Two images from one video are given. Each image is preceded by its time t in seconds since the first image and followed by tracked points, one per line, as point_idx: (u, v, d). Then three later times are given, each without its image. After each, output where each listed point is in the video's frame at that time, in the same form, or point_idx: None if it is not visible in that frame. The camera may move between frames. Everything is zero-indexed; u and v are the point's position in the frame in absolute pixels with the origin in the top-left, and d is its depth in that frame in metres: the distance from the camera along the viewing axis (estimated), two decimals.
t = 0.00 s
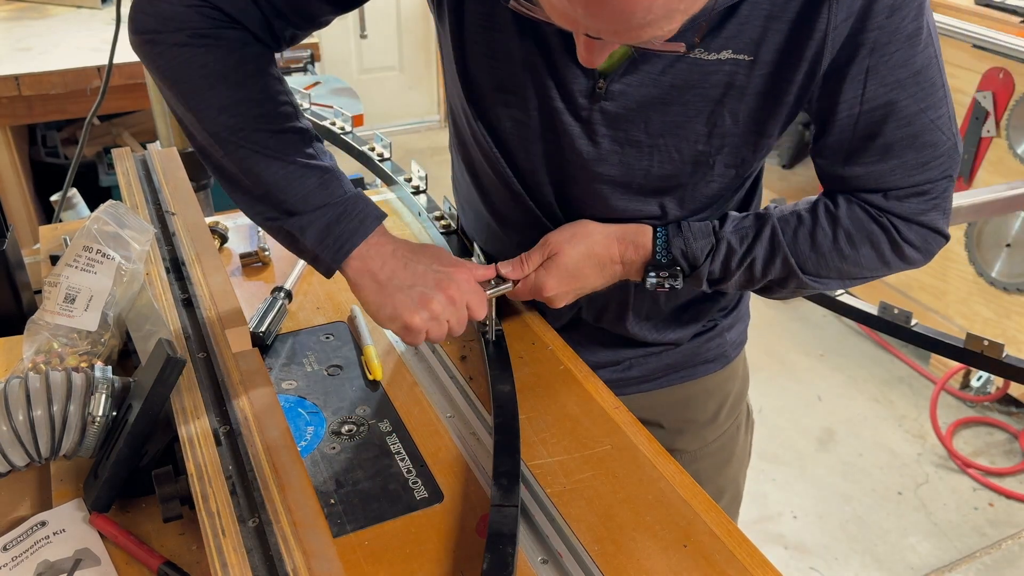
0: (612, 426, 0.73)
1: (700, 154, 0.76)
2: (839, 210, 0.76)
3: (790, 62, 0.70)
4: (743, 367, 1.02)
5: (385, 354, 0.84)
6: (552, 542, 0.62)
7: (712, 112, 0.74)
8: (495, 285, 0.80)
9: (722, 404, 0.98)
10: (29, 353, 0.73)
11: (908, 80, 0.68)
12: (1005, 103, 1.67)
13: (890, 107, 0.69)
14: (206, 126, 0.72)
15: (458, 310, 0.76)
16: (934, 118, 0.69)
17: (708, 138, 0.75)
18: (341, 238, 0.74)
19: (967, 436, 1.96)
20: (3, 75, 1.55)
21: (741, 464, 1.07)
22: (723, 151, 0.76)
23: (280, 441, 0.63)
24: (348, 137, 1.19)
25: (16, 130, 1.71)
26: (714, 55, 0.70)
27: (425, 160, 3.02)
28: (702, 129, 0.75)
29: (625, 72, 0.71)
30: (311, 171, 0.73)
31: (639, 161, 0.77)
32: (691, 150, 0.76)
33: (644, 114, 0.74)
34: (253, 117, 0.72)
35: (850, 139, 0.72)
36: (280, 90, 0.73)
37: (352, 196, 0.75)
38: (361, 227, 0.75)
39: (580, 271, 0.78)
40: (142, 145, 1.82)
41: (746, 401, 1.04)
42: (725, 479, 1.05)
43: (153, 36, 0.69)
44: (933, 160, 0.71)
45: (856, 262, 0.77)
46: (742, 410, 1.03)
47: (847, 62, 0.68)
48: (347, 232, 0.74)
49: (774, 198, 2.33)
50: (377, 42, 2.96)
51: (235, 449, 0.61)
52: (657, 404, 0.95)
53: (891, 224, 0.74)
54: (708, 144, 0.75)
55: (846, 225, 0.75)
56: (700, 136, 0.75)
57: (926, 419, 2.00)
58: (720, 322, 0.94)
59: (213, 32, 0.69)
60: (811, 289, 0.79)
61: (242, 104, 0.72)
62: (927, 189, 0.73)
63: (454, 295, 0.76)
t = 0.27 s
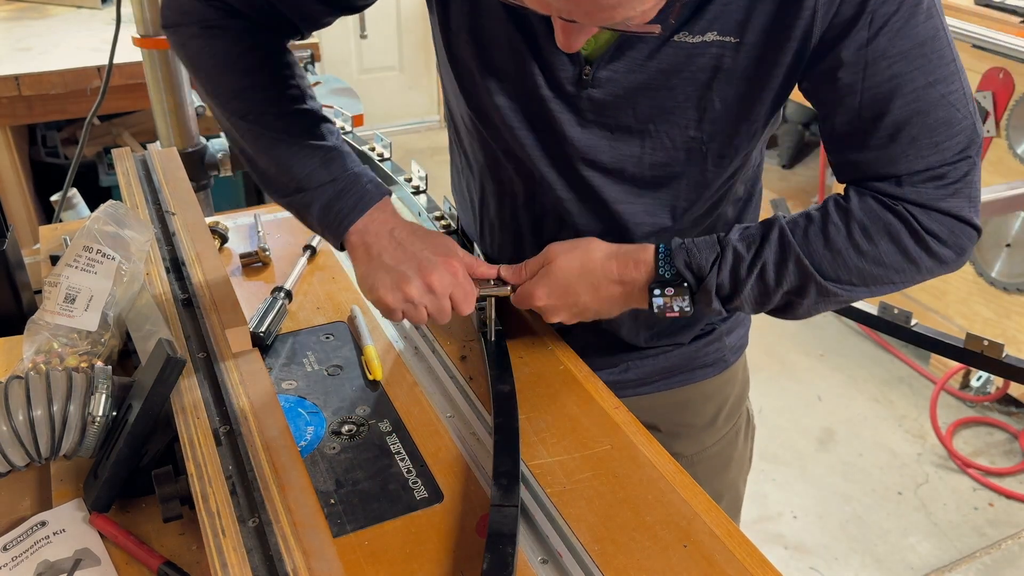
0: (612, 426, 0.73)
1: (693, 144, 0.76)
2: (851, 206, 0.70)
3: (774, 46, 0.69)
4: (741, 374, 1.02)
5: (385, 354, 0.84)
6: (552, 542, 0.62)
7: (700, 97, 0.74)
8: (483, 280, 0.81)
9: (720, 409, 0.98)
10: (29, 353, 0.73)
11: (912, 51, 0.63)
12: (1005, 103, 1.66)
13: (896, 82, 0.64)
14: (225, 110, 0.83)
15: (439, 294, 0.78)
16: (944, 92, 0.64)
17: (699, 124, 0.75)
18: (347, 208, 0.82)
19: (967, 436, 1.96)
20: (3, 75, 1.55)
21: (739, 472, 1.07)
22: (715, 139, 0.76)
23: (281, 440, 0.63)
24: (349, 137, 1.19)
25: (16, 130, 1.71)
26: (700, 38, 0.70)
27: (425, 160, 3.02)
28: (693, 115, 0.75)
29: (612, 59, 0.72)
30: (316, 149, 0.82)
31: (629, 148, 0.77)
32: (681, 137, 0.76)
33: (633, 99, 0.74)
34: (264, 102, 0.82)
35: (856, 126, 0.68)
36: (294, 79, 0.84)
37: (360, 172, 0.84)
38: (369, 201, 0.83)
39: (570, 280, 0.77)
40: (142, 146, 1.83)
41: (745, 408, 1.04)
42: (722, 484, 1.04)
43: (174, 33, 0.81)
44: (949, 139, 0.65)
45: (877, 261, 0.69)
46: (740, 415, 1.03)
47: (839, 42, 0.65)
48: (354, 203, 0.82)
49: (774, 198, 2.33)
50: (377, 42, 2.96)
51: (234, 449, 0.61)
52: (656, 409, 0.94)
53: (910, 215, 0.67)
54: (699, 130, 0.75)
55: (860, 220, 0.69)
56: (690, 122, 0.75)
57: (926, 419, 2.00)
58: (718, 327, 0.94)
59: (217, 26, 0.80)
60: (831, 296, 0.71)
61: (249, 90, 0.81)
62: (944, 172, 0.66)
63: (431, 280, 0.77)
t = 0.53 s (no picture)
0: (612, 426, 0.73)
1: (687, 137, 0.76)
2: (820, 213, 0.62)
3: (752, 24, 0.66)
4: (742, 378, 1.01)
5: (385, 354, 0.84)
6: (552, 542, 0.62)
7: (688, 86, 0.73)
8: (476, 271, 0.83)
9: (718, 414, 0.98)
10: (29, 353, 0.73)
11: (892, 29, 0.56)
12: (1005, 103, 1.66)
13: (872, 62, 0.57)
14: (292, 88, 0.95)
15: (431, 275, 0.82)
16: (926, 75, 0.56)
17: (691, 113, 0.74)
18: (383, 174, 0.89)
19: (967, 436, 1.96)
20: (3, 75, 1.55)
21: (738, 476, 1.07)
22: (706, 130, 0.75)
23: (281, 439, 0.63)
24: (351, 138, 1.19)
25: (16, 130, 1.71)
26: (685, 23, 0.69)
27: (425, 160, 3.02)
28: (682, 104, 0.74)
29: (602, 50, 0.73)
30: (358, 123, 0.91)
31: (619, 137, 0.77)
32: (673, 126, 0.75)
33: (622, 87, 0.74)
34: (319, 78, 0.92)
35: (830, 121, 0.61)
36: (348, 60, 0.93)
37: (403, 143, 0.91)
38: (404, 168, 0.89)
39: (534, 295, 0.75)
40: (142, 146, 1.83)
41: (745, 412, 1.04)
42: (722, 486, 1.05)
43: (253, 20, 0.94)
44: (930, 126, 0.57)
45: (854, 272, 0.60)
46: (739, 420, 1.03)
47: (810, 28, 0.61)
48: (388, 169, 0.89)
49: (774, 198, 2.33)
50: (377, 42, 2.96)
51: (235, 449, 0.61)
52: (652, 413, 0.94)
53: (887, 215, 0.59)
54: (691, 119, 0.75)
55: (830, 225, 0.61)
56: (680, 112, 0.74)
57: (927, 419, 2.00)
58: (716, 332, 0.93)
59: (282, 11, 0.90)
60: (807, 314, 0.61)
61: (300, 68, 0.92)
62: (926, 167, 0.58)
63: (422, 261, 0.81)
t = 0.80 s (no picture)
0: (612, 426, 0.73)
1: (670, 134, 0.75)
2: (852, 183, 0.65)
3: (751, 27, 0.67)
4: (739, 385, 1.01)
5: (386, 354, 0.84)
6: (552, 542, 0.62)
7: (672, 80, 0.73)
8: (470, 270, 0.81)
9: (714, 419, 0.98)
10: (29, 352, 0.73)
11: (898, 34, 0.60)
12: (1005, 103, 1.66)
13: (887, 58, 0.61)
14: (278, 90, 0.96)
15: (425, 276, 0.81)
16: (933, 72, 0.61)
17: (668, 109, 0.74)
18: (356, 170, 0.89)
19: (967, 436, 1.96)
20: (3, 75, 1.54)
21: (734, 483, 1.06)
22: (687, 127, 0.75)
23: (281, 440, 0.63)
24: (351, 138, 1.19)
25: (16, 130, 1.71)
26: (672, 17, 0.71)
27: (425, 160, 3.02)
28: (664, 98, 0.74)
29: (583, 34, 0.73)
30: (336, 123, 0.92)
31: (600, 130, 0.77)
32: (653, 122, 0.75)
33: (604, 77, 0.75)
34: (304, 80, 0.94)
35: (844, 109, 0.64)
36: (338, 65, 0.97)
37: (377, 146, 0.91)
38: (376, 165, 0.89)
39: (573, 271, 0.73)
40: (142, 146, 1.82)
41: (743, 419, 1.04)
42: (716, 494, 1.05)
43: (253, 25, 0.98)
44: (943, 115, 0.62)
45: (885, 235, 0.65)
46: (736, 426, 1.03)
47: (825, 29, 0.63)
48: (361, 166, 0.89)
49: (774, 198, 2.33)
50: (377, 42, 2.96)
51: (235, 449, 0.61)
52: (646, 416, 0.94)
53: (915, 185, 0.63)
54: (670, 116, 0.74)
55: (865, 194, 0.64)
56: (661, 107, 0.74)
57: (927, 419, 2.00)
58: (711, 337, 0.93)
59: (281, 15, 0.95)
60: (843, 272, 0.65)
61: (292, 67, 0.94)
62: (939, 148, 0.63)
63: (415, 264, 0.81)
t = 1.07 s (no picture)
0: (612, 426, 0.73)
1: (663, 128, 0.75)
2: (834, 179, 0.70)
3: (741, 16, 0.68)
4: (738, 382, 1.01)
5: (386, 354, 0.84)
6: (552, 542, 0.62)
7: (663, 74, 0.73)
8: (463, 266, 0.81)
9: (713, 417, 0.98)
10: (29, 352, 0.73)
11: (879, 31, 0.64)
12: (1005, 103, 1.68)
13: (868, 57, 0.64)
14: (275, 100, 0.97)
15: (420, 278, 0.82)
16: (912, 66, 0.65)
17: (660, 104, 0.74)
18: (356, 176, 0.89)
19: (967, 436, 1.96)
20: (3, 75, 1.54)
21: (732, 481, 1.06)
22: (678, 118, 0.74)
23: (281, 440, 0.63)
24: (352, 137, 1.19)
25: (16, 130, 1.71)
26: (661, 13, 0.70)
27: (425, 160, 3.02)
28: (655, 93, 0.74)
29: (571, 32, 0.73)
30: (333, 130, 0.92)
31: (594, 126, 0.77)
32: (646, 117, 0.75)
33: (595, 74, 0.75)
34: (298, 88, 0.94)
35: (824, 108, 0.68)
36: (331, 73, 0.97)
37: (375, 152, 0.91)
38: (374, 171, 0.89)
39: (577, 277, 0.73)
40: (142, 145, 1.82)
41: (741, 417, 1.04)
42: (716, 490, 1.05)
43: (248, 37, 0.99)
44: (920, 107, 0.67)
45: (866, 225, 0.70)
46: (735, 424, 1.03)
47: (816, 21, 0.65)
48: (359, 173, 0.89)
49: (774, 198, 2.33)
50: (377, 42, 2.96)
51: (235, 449, 0.61)
52: (646, 413, 0.94)
53: (892, 176, 0.69)
54: (662, 109, 0.74)
55: (847, 189, 0.69)
56: (654, 101, 0.74)
57: (927, 419, 2.00)
58: (711, 334, 0.93)
59: (272, 25, 0.96)
60: (829, 262, 0.71)
61: (285, 75, 0.95)
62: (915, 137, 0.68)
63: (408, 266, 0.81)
